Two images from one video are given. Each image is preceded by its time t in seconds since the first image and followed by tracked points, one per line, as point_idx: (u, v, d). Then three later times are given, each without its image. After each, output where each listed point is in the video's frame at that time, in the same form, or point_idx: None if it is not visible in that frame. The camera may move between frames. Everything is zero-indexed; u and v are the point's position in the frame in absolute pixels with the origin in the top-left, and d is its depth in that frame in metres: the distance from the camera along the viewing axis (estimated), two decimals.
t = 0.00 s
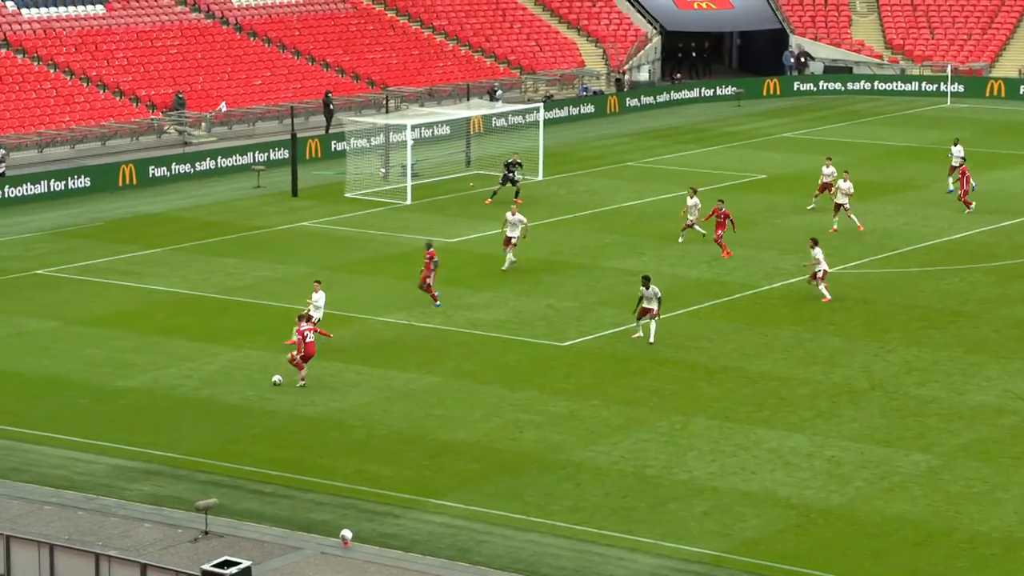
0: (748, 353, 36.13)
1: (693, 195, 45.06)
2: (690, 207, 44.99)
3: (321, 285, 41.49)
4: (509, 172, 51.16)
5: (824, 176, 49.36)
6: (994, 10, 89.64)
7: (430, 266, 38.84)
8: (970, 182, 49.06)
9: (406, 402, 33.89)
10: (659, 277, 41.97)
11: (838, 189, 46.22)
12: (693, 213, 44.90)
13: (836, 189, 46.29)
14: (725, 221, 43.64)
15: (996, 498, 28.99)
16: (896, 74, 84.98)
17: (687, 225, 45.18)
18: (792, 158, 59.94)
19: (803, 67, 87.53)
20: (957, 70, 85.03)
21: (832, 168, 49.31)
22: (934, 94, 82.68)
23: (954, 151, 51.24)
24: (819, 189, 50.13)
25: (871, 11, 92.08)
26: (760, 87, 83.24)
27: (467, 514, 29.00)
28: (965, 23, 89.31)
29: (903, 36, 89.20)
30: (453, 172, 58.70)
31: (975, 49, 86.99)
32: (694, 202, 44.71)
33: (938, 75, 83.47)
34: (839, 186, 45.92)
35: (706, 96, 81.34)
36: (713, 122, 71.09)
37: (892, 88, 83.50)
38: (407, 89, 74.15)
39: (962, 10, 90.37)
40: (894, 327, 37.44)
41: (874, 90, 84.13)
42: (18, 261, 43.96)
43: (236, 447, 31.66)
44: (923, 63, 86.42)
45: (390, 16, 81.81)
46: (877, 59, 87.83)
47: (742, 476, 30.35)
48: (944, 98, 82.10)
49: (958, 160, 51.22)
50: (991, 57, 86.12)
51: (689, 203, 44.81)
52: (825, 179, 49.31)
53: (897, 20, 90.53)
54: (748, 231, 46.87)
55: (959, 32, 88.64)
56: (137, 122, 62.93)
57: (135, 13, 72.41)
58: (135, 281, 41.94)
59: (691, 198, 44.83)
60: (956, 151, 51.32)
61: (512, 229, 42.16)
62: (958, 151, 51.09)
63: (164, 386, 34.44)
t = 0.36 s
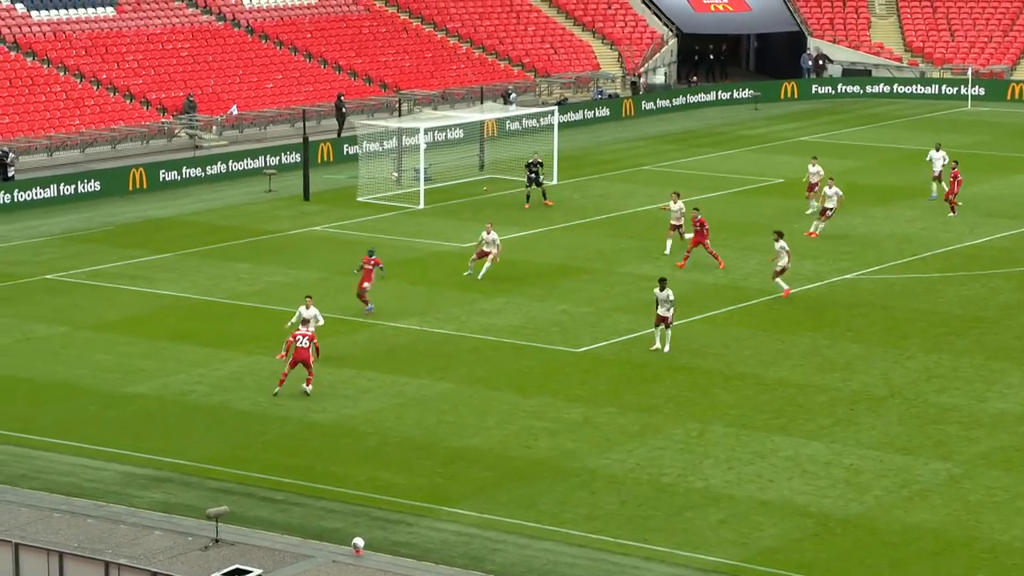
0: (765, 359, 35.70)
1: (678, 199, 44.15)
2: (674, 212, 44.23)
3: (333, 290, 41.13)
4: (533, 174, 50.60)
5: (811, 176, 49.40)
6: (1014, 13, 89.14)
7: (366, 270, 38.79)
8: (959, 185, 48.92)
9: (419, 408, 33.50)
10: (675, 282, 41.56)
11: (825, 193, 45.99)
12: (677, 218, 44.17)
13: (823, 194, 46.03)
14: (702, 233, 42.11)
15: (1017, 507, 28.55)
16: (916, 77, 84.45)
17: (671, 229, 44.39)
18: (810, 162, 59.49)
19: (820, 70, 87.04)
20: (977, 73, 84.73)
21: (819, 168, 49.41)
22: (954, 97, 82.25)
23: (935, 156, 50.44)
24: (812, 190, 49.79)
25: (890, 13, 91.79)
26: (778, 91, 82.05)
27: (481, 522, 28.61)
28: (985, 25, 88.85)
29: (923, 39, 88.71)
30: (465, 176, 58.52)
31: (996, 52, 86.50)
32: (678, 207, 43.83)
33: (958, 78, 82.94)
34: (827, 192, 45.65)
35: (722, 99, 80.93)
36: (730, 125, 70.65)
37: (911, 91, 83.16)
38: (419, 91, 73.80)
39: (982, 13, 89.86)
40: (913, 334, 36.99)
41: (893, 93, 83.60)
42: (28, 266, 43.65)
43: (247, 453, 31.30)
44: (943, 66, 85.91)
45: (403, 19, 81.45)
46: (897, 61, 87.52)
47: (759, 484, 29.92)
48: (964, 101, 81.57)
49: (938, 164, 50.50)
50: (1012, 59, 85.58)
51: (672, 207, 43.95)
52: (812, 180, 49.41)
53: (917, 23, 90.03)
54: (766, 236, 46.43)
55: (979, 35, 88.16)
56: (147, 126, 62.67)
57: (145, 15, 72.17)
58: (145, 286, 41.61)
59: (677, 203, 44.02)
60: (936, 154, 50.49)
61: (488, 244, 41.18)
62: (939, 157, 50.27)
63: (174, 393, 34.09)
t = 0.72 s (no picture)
0: (768, 361, 35.26)
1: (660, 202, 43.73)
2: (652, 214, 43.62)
3: (332, 291, 40.68)
4: (546, 172, 50.07)
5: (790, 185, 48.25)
6: (1020, 11, 88.68)
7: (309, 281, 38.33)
8: (939, 187, 48.54)
9: (418, 411, 33.06)
10: (677, 283, 41.13)
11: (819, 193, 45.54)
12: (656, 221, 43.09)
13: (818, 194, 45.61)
14: (671, 229, 42.13)
15: None
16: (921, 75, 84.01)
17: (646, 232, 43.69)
18: (814, 161, 59.06)
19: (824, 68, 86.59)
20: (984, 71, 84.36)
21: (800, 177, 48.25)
22: (960, 95, 81.83)
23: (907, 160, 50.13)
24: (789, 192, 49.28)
25: (895, 10, 91.31)
26: (780, 88, 82.05)
27: (481, 526, 28.15)
28: (991, 24, 88.38)
29: (928, 36, 88.25)
30: (466, 175, 58.10)
31: (1002, 50, 86.07)
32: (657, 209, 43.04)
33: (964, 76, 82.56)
34: (822, 192, 45.19)
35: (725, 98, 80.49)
36: (733, 124, 70.24)
37: (916, 89, 82.82)
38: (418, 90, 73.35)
39: (988, 10, 89.41)
40: (918, 335, 36.56)
41: (898, 92, 83.18)
42: (22, 266, 43.22)
43: (243, 456, 30.85)
44: (949, 63, 85.57)
45: (402, 16, 80.96)
46: (901, 58, 86.91)
47: (763, 488, 29.48)
48: (970, 100, 81.18)
49: (909, 167, 50.18)
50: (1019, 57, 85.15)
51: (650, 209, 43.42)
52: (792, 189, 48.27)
53: (923, 20, 89.56)
54: (769, 236, 46.01)
55: (985, 32, 87.72)
56: (141, 124, 62.25)
57: (141, 13, 71.72)
58: (140, 287, 41.18)
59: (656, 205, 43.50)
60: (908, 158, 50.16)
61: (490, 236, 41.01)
62: (911, 159, 50.02)
63: (169, 395, 33.64)
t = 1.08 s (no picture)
0: (758, 361, 35.03)
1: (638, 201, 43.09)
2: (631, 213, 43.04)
3: (319, 291, 40.39)
4: (540, 170, 49.77)
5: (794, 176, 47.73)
6: (1012, 8, 88.59)
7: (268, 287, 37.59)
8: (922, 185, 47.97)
9: (405, 411, 32.79)
10: (667, 283, 40.88)
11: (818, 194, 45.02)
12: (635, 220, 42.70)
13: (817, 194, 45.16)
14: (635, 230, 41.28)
15: (1017, 512, 27.90)
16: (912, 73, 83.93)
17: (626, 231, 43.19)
18: (805, 159, 58.88)
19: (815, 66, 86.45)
20: (975, 69, 84.31)
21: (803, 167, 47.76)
22: (952, 93, 81.63)
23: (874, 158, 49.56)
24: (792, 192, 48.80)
25: (886, 8, 91.11)
26: (770, 86, 82.03)
27: (469, 527, 27.89)
28: (983, 21, 88.24)
29: (920, 34, 88.16)
30: (455, 173, 57.88)
31: (994, 47, 85.97)
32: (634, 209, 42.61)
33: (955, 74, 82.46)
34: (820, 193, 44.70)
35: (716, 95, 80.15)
36: (723, 122, 70.06)
37: (908, 87, 82.64)
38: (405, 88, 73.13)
39: (979, 7, 89.28)
40: (909, 335, 36.33)
41: (889, 89, 83.07)
42: (5, 265, 42.89)
43: (229, 457, 30.58)
44: (940, 61, 85.59)
45: (390, 14, 80.66)
46: (893, 56, 87.04)
47: (753, 489, 29.24)
48: (961, 97, 81.10)
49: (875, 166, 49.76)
50: (1011, 55, 85.11)
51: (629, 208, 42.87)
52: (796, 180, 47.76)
53: (914, 17, 89.43)
54: (759, 235, 45.77)
55: (976, 30, 87.57)
56: (126, 123, 61.97)
57: (125, 11, 71.37)
58: (125, 286, 40.88)
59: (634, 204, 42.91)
60: (875, 157, 49.57)
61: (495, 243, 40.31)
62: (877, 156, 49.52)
63: (155, 395, 33.36)
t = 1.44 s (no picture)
0: (734, 357, 35.07)
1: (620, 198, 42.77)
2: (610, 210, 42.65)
3: (295, 288, 40.30)
4: (518, 168, 49.73)
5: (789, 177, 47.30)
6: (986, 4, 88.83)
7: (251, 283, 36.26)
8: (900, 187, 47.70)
9: (382, 409, 32.76)
10: (644, 279, 40.91)
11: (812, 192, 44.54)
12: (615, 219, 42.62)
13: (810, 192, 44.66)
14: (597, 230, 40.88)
15: (991, 507, 28.02)
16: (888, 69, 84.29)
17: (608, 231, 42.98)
18: (780, 155, 59.00)
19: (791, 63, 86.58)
20: (950, 65, 84.61)
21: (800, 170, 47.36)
22: (926, 90, 81.99)
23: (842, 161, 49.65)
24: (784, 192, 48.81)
25: (861, 5, 91.03)
26: (746, 83, 82.31)
27: (446, 524, 27.89)
28: (958, 17, 88.38)
29: (894, 30, 88.33)
30: (431, 170, 57.92)
31: (969, 43, 86.12)
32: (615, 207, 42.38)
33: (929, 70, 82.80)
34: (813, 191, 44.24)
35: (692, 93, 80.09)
36: (698, 119, 70.12)
37: (882, 84, 82.96)
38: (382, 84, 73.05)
39: (954, 3, 89.43)
40: (885, 331, 36.42)
41: (864, 86, 83.33)
42: None
43: (205, 455, 30.50)
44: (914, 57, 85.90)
45: (366, 10, 80.63)
46: (868, 53, 87.24)
47: (729, 485, 29.29)
48: (936, 94, 81.42)
49: (842, 168, 49.75)
50: (985, 51, 85.18)
51: (610, 205, 42.62)
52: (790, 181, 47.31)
53: (888, 13, 89.62)
54: (735, 231, 45.83)
55: (951, 27, 87.76)
56: (101, 119, 61.76)
57: (100, 8, 71.15)
58: (101, 284, 40.75)
59: (614, 201, 42.59)
60: (844, 159, 49.61)
61: (500, 239, 40.07)
62: (843, 160, 49.55)
63: (130, 393, 33.26)
